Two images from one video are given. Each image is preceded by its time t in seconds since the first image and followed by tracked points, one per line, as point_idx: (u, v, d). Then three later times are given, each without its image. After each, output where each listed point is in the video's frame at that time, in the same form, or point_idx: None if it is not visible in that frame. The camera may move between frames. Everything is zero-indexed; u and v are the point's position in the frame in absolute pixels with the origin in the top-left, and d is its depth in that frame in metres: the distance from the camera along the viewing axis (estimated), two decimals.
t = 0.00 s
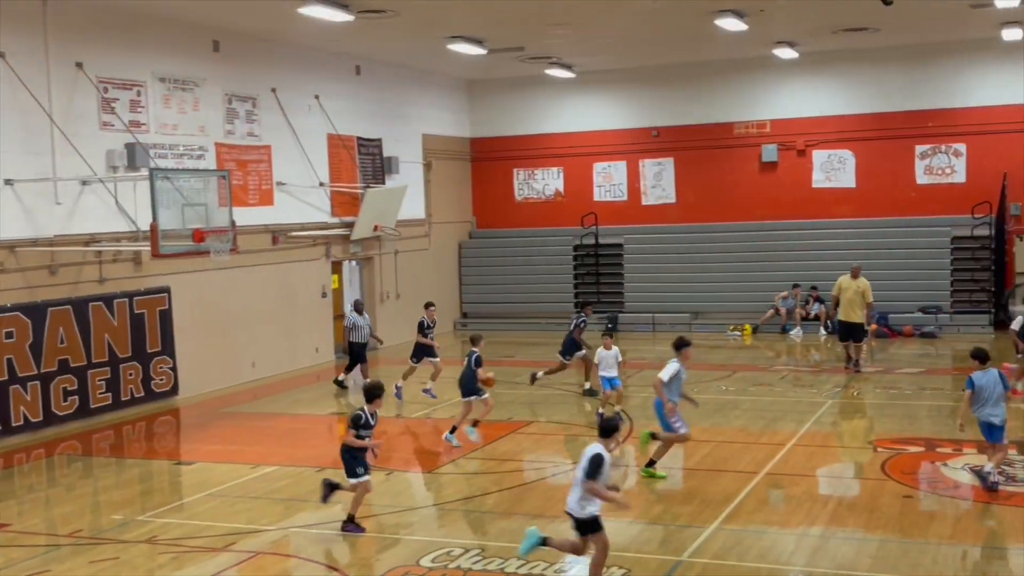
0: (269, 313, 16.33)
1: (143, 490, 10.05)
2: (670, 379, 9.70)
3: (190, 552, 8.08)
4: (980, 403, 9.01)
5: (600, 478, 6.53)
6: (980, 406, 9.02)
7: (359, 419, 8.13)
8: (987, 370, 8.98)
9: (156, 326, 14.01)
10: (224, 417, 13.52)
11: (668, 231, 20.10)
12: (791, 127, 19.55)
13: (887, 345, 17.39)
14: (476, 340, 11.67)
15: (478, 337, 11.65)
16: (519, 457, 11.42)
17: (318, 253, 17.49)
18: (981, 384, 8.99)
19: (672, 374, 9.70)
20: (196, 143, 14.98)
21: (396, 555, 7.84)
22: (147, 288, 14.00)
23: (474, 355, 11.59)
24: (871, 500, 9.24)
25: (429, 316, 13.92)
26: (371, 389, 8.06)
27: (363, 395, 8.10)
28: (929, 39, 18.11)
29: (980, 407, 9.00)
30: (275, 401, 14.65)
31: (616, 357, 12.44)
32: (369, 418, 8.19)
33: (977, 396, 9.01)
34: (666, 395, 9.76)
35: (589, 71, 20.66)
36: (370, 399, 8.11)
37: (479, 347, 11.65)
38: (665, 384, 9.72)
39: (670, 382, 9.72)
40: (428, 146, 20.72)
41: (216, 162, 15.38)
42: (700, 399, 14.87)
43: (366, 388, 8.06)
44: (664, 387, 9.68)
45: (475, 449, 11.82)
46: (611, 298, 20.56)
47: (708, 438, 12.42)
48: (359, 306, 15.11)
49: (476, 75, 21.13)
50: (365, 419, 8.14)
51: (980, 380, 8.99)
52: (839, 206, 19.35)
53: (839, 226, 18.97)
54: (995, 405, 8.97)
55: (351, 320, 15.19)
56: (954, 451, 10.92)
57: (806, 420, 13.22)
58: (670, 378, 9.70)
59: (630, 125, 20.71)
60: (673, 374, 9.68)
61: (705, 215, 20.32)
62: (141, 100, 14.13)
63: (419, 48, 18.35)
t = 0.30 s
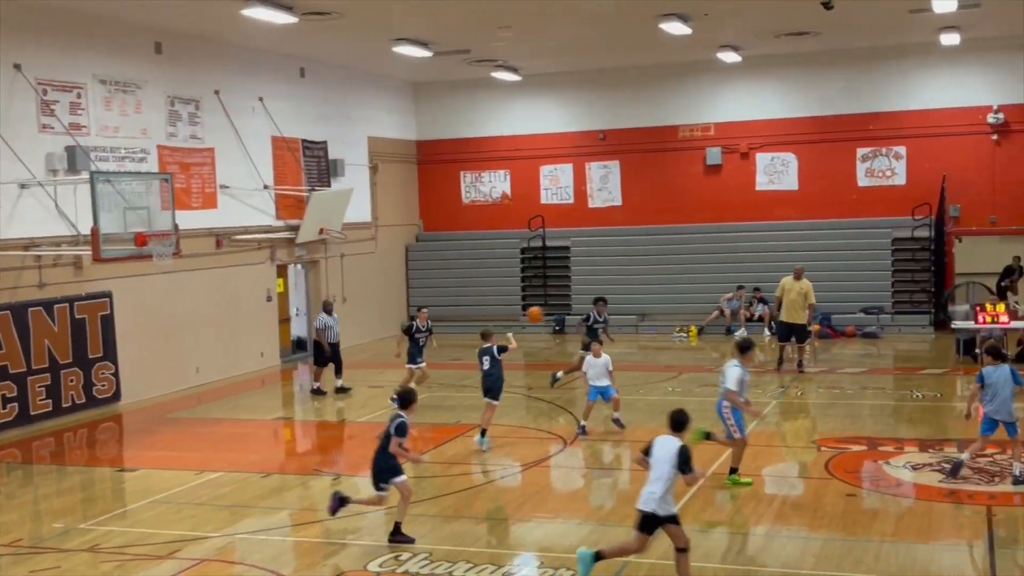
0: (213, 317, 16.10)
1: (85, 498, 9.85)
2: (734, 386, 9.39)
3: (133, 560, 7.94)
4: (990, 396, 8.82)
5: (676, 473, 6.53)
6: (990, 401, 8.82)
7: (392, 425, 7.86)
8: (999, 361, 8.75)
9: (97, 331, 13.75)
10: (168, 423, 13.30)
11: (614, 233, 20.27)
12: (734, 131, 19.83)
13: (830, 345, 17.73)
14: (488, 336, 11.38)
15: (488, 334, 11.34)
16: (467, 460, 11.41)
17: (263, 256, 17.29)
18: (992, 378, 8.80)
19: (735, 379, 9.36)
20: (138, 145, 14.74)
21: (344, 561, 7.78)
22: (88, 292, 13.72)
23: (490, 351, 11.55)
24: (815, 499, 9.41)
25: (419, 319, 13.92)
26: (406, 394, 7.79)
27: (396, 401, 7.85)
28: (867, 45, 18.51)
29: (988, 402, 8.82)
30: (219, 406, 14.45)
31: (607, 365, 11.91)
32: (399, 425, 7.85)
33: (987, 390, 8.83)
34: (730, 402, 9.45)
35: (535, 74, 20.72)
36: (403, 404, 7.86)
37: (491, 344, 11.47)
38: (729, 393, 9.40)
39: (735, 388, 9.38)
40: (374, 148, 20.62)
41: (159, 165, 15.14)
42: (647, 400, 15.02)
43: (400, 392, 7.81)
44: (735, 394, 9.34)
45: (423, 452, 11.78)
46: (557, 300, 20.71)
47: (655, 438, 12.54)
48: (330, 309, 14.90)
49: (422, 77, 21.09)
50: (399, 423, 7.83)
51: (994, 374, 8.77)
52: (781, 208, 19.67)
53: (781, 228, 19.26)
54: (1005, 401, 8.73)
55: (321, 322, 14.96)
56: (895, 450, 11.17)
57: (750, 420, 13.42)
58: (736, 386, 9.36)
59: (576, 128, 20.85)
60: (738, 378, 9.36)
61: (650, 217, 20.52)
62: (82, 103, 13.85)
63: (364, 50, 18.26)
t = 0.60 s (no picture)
0: (138, 324, 15.74)
1: (5, 510, 9.54)
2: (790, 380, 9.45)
3: (56, 573, 7.72)
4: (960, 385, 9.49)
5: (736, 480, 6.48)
6: (958, 388, 9.51)
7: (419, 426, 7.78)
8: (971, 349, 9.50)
9: (18, 340, 13.34)
10: (92, 434, 12.97)
11: (545, 239, 20.37)
12: (663, 137, 20.05)
13: (757, 348, 18.11)
14: (487, 353, 11.11)
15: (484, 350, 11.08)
16: (399, 466, 11.35)
17: (189, 263, 16.95)
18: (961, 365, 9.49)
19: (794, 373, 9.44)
20: (60, 150, 14.35)
21: (273, 570, 7.68)
22: (9, 301, 13.29)
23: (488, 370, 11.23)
24: (743, 500, 9.60)
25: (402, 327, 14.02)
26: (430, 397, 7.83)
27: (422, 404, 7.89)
28: (789, 54, 18.97)
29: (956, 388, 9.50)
30: (145, 415, 14.13)
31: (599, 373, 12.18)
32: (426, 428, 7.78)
33: (956, 377, 9.51)
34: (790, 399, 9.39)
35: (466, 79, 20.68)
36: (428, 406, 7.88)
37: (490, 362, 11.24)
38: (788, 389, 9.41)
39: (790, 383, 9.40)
40: (304, 153, 20.40)
41: (82, 170, 14.76)
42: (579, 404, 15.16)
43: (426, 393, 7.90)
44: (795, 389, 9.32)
45: (354, 460, 11.68)
46: (489, 306, 20.70)
47: (586, 442, 12.63)
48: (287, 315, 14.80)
49: (352, 82, 20.94)
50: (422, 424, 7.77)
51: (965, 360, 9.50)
52: (709, 213, 19.89)
53: (709, 233, 19.61)
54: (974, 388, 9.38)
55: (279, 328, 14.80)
56: (821, 450, 11.43)
57: (680, 422, 13.64)
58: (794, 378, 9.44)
59: (506, 133, 20.88)
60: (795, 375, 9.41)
61: (581, 223, 20.66)
62: (2, 106, 13.41)
63: (293, 55, 18.06)
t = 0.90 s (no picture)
0: (32, 335, 15.11)
1: None
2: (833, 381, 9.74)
3: None
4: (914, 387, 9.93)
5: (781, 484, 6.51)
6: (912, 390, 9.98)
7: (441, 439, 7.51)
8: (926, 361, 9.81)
9: None
10: None
11: (455, 247, 20.34)
12: (571, 145, 20.21)
13: (666, 354, 18.64)
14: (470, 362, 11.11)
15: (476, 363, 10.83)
16: (306, 478, 11.15)
17: (88, 272, 16.36)
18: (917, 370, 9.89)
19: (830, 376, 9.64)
20: None
21: None
22: None
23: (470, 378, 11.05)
24: (653, 505, 9.75)
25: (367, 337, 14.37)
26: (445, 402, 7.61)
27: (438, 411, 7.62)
28: (692, 64, 19.34)
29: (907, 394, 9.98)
30: (40, 430, 13.56)
31: (575, 382, 12.13)
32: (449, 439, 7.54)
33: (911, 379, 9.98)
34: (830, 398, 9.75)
35: (374, 85, 20.48)
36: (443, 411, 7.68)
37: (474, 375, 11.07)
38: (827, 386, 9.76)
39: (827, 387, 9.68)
40: (207, 160, 19.92)
41: None
42: (490, 412, 15.19)
43: (441, 402, 7.60)
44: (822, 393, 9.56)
45: (260, 471, 11.44)
46: (399, 314, 20.54)
47: (497, 451, 12.67)
48: (214, 325, 14.35)
49: (257, 88, 20.56)
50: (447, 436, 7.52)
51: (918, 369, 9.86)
52: (617, 221, 20.14)
53: (617, 242, 19.83)
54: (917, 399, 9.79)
55: (206, 339, 14.36)
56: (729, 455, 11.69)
57: (590, 429, 13.81)
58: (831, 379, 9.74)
59: (415, 141, 20.77)
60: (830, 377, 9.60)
61: (490, 231, 20.64)
62: None
63: (197, 59, 17.65)
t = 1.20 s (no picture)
0: None
1: None
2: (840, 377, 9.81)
3: None
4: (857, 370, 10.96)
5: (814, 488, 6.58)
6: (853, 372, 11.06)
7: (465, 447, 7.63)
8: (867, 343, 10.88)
9: None
10: None
11: (364, 255, 20.10)
12: (480, 152, 20.12)
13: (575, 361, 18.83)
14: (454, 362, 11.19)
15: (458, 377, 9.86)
16: (210, 489, 10.91)
17: None
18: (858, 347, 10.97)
19: (856, 371, 9.65)
20: None
21: None
22: None
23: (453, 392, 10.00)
24: (561, 511, 9.86)
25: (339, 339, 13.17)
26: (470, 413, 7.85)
27: (465, 420, 7.91)
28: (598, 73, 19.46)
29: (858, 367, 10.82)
30: None
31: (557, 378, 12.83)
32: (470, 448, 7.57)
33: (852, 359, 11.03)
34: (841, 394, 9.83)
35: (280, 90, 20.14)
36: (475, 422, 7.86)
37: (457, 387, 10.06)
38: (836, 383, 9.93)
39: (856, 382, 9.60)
40: (107, 165, 19.34)
41: None
42: (398, 420, 15.11)
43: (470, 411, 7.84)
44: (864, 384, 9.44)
45: (162, 483, 11.17)
46: (306, 322, 20.26)
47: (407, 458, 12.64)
48: (146, 330, 14.01)
49: (159, 91, 20.04)
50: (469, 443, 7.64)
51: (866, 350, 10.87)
52: (526, 229, 20.12)
53: (525, 250, 19.86)
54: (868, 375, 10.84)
55: (138, 344, 14.04)
56: (635, 457, 12.07)
57: (500, 435, 13.95)
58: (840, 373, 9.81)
59: (322, 146, 20.47)
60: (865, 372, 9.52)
61: (400, 238, 20.44)
62: None
63: (96, 61, 17.13)
